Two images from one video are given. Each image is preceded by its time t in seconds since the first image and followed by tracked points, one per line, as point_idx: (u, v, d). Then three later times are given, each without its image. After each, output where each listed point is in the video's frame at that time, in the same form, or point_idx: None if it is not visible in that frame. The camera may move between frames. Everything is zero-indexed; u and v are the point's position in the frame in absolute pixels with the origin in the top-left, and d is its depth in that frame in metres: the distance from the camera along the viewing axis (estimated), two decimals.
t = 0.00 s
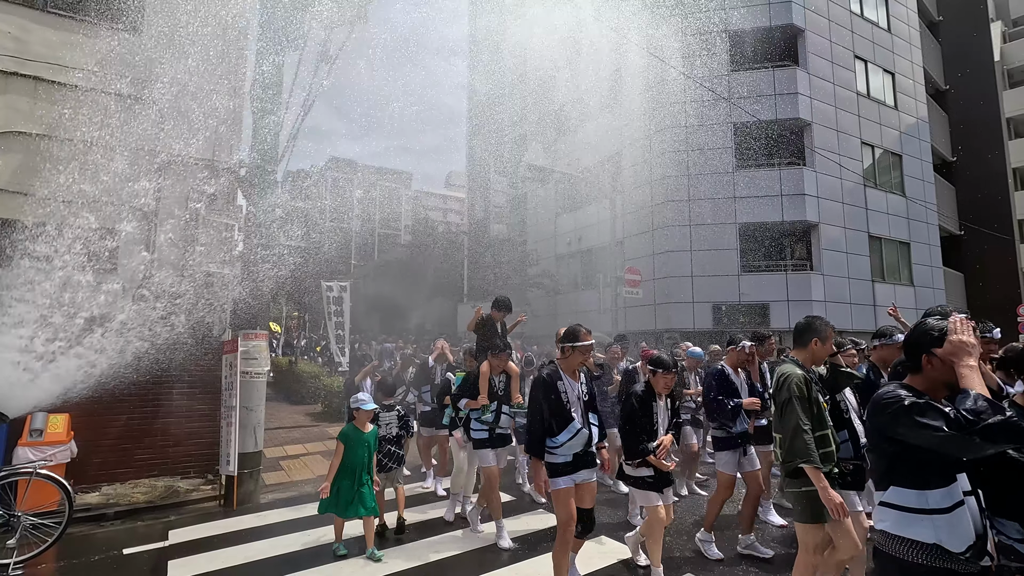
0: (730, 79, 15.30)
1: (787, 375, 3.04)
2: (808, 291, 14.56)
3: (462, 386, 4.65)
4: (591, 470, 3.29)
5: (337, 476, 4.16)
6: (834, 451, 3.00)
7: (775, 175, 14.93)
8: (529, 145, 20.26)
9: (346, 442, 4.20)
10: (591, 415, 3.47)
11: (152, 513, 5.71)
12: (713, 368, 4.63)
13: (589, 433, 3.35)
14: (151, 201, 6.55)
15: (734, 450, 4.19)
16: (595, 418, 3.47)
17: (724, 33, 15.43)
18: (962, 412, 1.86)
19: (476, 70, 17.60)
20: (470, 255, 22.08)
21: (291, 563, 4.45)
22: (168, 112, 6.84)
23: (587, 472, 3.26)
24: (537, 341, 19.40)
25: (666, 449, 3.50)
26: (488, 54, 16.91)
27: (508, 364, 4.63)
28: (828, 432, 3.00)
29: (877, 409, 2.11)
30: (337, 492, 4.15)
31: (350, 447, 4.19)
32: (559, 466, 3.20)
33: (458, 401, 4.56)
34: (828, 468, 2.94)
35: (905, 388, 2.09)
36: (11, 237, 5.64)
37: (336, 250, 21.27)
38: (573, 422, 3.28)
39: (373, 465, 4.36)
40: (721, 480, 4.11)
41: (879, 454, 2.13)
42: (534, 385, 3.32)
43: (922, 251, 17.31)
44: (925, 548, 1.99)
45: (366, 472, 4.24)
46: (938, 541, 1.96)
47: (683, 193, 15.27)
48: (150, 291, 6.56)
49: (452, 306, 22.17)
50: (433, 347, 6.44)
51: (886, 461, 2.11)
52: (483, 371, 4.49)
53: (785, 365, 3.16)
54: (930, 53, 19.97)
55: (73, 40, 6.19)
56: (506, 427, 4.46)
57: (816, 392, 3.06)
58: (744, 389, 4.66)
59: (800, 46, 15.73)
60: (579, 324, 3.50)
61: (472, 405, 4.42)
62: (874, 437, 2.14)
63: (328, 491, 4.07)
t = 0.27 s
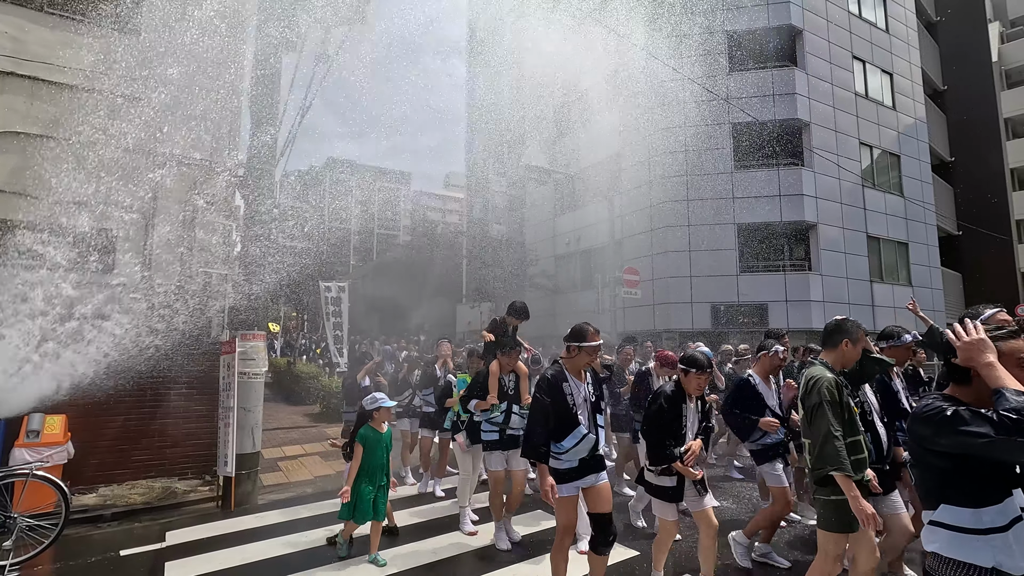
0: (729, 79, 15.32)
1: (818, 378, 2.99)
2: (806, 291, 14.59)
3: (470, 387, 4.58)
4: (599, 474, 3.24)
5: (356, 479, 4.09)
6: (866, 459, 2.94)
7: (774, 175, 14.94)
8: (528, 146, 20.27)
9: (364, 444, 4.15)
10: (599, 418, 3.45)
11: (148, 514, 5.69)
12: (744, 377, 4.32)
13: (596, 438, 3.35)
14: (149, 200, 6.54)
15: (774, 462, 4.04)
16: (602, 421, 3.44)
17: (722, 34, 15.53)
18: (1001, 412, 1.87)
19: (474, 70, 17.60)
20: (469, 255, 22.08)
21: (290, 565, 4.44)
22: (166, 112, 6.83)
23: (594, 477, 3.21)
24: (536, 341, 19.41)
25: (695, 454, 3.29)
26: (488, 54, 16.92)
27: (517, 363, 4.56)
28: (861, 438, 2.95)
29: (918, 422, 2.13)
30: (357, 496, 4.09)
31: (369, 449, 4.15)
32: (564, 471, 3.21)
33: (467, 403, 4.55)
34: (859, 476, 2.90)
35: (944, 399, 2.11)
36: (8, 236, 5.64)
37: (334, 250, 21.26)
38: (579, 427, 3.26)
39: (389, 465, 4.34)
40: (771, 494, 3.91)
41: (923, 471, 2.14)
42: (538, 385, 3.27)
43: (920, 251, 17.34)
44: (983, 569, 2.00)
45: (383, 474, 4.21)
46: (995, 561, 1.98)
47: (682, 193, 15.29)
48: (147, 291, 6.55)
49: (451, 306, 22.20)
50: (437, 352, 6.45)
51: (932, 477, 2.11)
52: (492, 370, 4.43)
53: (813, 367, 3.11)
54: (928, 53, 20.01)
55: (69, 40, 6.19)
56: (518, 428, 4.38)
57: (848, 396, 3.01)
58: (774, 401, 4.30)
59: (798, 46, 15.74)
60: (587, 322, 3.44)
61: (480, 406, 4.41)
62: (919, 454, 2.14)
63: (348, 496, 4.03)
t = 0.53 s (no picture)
0: (729, 82, 15.37)
1: (845, 380, 2.95)
2: (805, 292, 14.58)
3: (478, 396, 4.50)
4: (612, 488, 3.15)
5: (375, 484, 3.92)
6: (899, 466, 2.84)
7: (774, 176, 14.94)
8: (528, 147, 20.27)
9: (382, 448, 3.98)
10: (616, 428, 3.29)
11: (146, 516, 5.68)
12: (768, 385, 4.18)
13: (611, 450, 3.21)
14: (146, 201, 6.52)
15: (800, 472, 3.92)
16: (620, 432, 3.29)
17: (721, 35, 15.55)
18: None
19: (474, 70, 17.57)
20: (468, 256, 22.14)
21: (288, 567, 4.42)
22: (164, 112, 6.83)
23: (606, 492, 3.13)
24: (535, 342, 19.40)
25: (730, 469, 3.07)
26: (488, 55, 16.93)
27: (528, 373, 4.52)
28: (894, 444, 2.86)
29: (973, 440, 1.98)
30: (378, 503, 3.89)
31: (385, 454, 3.97)
32: (576, 484, 3.12)
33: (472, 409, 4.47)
34: (889, 484, 2.80)
35: (996, 413, 1.99)
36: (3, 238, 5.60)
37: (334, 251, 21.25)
38: (592, 436, 3.15)
39: (404, 471, 4.17)
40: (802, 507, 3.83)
41: (980, 494, 1.94)
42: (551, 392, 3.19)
43: (920, 252, 17.32)
44: None
45: (399, 480, 4.10)
46: None
47: (682, 194, 15.30)
48: (145, 292, 6.54)
49: (451, 307, 22.20)
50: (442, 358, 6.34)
51: (989, 501, 1.92)
52: (501, 380, 4.38)
53: (842, 369, 3.08)
54: (927, 54, 20.02)
55: (67, 40, 6.17)
56: (526, 438, 4.36)
57: (880, 399, 2.93)
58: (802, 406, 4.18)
59: (798, 48, 15.72)
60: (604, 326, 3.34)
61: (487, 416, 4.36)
62: (972, 476, 1.97)
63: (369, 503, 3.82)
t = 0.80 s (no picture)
0: (730, 82, 15.34)
1: (890, 385, 2.75)
2: (806, 292, 14.56)
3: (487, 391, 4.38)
4: (630, 499, 2.89)
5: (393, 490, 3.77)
6: (942, 478, 2.67)
7: (775, 177, 14.93)
8: (528, 148, 20.28)
9: (400, 452, 3.82)
10: (638, 433, 3.00)
11: (145, 517, 5.68)
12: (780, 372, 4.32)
13: (632, 455, 2.92)
14: (146, 203, 6.54)
15: (815, 468, 3.81)
16: (642, 439, 2.99)
17: (721, 36, 15.53)
18: None
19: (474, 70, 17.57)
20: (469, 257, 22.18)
21: (287, 569, 4.41)
22: (163, 113, 6.83)
23: (624, 502, 2.87)
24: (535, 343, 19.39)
25: (760, 479, 2.86)
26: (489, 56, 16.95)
27: (536, 364, 4.40)
28: (938, 454, 2.69)
29: None
30: (396, 509, 3.75)
31: (405, 459, 3.85)
32: (591, 491, 2.86)
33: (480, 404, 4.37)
34: (931, 496, 2.63)
35: None
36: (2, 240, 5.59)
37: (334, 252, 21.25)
38: (612, 439, 2.88)
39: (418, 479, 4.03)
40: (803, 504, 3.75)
41: None
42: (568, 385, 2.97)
43: (920, 253, 17.30)
44: None
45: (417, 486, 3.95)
46: None
47: (682, 196, 15.29)
48: (144, 293, 6.54)
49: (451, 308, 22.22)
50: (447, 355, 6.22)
51: None
52: (508, 371, 4.27)
53: (880, 372, 2.91)
54: (927, 55, 20.02)
55: (68, 43, 6.19)
56: (536, 433, 4.24)
57: (924, 406, 2.75)
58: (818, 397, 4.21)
59: (799, 49, 15.70)
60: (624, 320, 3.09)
61: (494, 410, 4.23)
62: None
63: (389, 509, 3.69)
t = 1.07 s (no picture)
0: (730, 83, 15.36)
1: (976, 389, 2.50)
2: (807, 294, 14.52)
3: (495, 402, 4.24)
4: (648, 515, 2.75)
5: (423, 495, 3.65)
6: None
7: (775, 178, 14.89)
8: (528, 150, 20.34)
9: (426, 455, 3.68)
10: (656, 445, 2.84)
11: (146, 520, 5.67)
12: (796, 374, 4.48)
13: (651, 469, 2.77)
14: (147, 205, 6.55)
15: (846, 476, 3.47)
16: (661, 451, 2.84)
17: (721, 37, 15.52)
18: None
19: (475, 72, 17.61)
20: (470, 259, 22.19)
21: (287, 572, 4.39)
22: (162, 115, 6.83)
23: (643, 518, 2.73)
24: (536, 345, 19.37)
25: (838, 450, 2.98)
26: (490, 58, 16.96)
27: (544, 374, 4.23)
28: None
29: None
30: (429, 515, 3.61)
31: (432, 462, 3.70)
32: (607, 507, 2.70)
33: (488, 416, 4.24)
34: None
35: None
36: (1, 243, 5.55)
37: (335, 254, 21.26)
38: (632, 452, 2.71)
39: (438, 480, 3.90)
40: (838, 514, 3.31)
41: None
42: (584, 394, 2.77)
43: (922, 254, 17.25)
44: None
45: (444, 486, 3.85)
46: None
47: (684, 197, 15.28)
48: (144, 295, 6.54)
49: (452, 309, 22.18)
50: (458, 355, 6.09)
51: None
52: (515, 381, 4.11)
53: (948, 376, 2.69)
54: (928, 56, 19.98)
55: (69, 45, 6.19)
56: (544, 445, 4.08)
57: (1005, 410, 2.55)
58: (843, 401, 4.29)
59: (800, 50, 15.68)
60: (632, 320, 2.93)
61: (501, 422, 4.11)
62: None
63: (423, 516, 3.55)
